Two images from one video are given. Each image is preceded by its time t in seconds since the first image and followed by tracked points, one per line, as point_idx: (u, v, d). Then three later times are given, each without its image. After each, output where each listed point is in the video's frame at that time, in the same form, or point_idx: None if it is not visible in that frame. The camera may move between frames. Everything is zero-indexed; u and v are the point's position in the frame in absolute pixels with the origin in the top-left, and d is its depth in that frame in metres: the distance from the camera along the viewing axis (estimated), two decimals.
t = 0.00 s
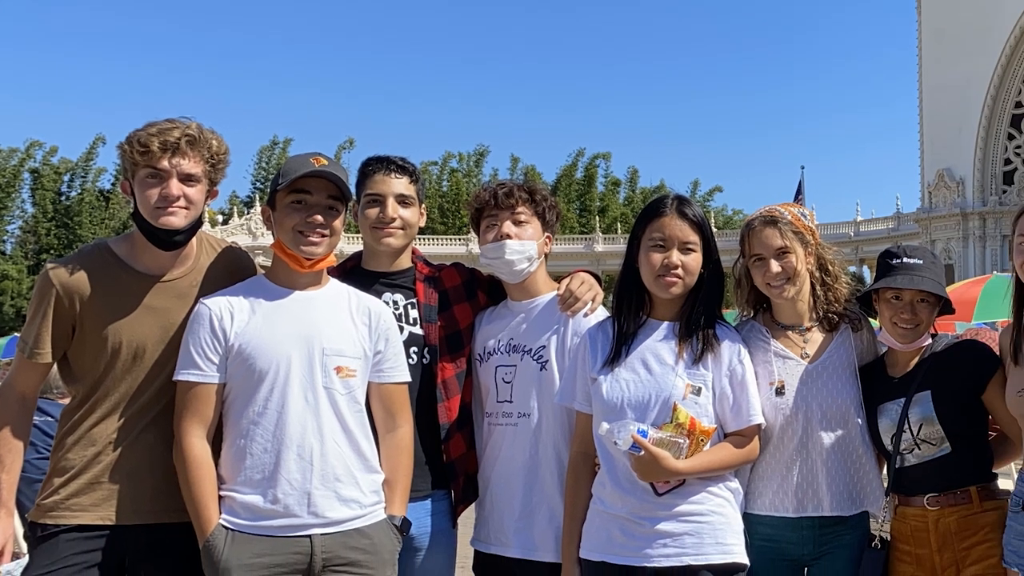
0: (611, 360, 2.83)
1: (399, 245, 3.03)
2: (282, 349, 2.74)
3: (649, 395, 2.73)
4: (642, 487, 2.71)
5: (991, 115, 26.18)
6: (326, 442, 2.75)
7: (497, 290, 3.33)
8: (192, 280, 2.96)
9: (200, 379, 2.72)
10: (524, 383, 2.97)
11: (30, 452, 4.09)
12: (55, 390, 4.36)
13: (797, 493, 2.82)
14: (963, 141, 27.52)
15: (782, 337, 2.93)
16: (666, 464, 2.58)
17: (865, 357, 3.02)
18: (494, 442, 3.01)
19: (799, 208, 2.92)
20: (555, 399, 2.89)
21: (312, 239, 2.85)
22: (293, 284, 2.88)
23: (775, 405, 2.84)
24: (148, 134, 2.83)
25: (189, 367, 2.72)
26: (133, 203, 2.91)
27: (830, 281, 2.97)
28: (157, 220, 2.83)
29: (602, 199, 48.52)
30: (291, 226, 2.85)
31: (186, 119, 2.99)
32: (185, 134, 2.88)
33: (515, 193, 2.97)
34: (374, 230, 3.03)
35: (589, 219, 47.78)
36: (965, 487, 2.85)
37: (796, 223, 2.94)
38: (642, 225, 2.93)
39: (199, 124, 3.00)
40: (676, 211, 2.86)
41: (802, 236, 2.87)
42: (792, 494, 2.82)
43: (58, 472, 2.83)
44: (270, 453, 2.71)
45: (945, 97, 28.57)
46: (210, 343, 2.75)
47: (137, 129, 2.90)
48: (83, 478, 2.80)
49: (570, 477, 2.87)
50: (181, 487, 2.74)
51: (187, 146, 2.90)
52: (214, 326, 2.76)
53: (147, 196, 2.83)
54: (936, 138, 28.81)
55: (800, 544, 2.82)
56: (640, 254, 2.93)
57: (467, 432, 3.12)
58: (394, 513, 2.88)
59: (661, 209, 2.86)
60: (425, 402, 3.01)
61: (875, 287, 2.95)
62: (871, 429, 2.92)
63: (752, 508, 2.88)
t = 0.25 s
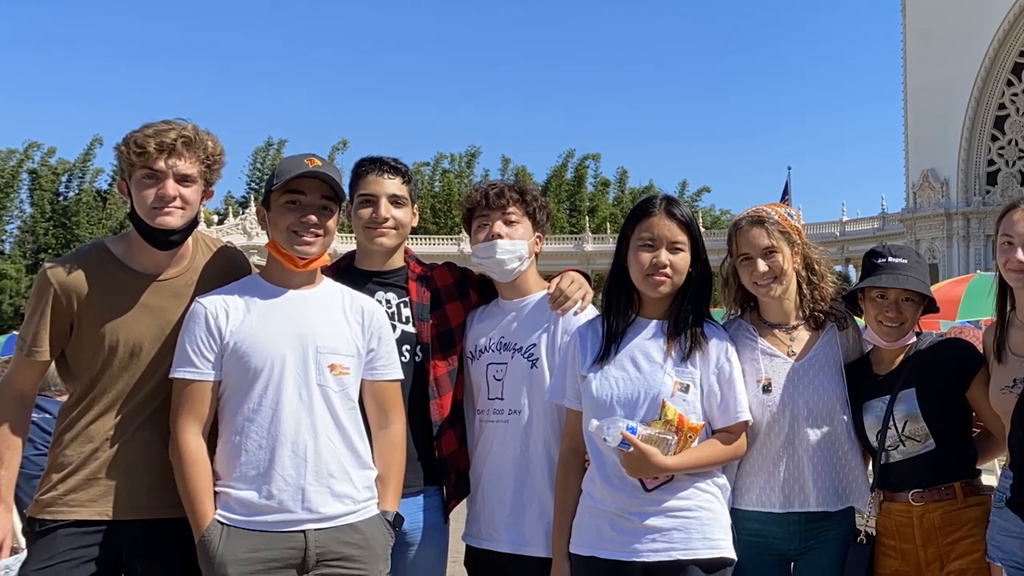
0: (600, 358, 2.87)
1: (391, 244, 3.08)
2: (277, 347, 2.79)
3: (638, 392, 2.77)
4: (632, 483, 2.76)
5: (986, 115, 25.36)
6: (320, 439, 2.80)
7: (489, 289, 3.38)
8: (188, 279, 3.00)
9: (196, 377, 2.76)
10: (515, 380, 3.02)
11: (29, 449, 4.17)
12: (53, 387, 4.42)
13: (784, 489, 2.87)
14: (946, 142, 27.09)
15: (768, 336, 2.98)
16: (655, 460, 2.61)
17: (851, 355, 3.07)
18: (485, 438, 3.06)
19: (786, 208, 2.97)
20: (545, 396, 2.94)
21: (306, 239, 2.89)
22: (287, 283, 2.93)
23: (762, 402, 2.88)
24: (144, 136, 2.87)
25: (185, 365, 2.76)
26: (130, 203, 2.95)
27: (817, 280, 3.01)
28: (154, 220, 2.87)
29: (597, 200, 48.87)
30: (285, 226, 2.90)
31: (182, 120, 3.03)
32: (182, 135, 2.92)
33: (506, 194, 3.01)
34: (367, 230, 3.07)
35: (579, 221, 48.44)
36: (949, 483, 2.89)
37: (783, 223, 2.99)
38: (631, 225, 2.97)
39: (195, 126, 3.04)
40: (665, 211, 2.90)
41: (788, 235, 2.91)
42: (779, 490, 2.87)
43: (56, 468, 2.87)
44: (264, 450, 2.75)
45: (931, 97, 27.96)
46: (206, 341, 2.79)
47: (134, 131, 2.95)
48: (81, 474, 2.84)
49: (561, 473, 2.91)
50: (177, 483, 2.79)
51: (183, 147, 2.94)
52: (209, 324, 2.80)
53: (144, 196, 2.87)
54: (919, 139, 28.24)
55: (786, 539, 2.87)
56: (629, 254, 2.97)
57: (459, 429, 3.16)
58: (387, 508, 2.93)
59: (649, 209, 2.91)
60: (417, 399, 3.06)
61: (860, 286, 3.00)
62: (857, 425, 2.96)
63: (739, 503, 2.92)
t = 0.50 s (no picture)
0: (590, 356, 2.92)
1: (384, 244, 3.12)
2: (272, 345, 2.83)
3: (627, 390, 2.82)
4: (621, 479, 2.80)
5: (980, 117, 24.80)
6: (314, 435, 2.84)
7: (480, 288, 3.43)
8: (184, 278, 3.05)
9: (191, 374, 2.81)
10: (506, 378, 3.07)
11: (27, 445, 4.26)
12: (51, 384, 4.48)
13: (771, 485, 2.91)
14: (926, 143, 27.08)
15: (755, 334, 3.02)
16: (643, 456, 2.66)
17: (836, 353, 3.12)
18: (477, 435, 3.10)
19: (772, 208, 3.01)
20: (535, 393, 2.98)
21: (300, 238, 2.93)
22: (281, 281, 2.97)
23: (749, 399, 2.93)
24: (141, 137, 2.92)
25: (181, 363, 2.81)
26: (127, 203, 3.00)
27: (803, 279, 3.06)
28: (150, 220, 2.91)
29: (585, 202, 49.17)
30: (280, 226, 2.94)
31: (178, 122, 3.08)
32: (178, 137, 2.97)
33: (497, 194, 3.06)
34: (361, 229, 3.12)
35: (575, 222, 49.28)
36: (934, 479, 2.94)
37: (769, 223, 3.04)
38: (620, 225, 3.02)
39: (190, 127, 3.09)
40: (654, 211, 2.94)
41: (775, 235, 2.96)
42: (765, 485, 2.91)
43: (54, 465, 2.92)
44: (259, 446, 2.80)
45: (909, 98, 27.99)
46: (201, 339, 2.84)
47: (131, 132, 2.99)
48: (78, 470, 2.89)
49: (551, 470, 2.96)
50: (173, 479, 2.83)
51: (179, 148, 2.99)
52: (205, 322, 2.85)
53: (141, 197, 2.91)
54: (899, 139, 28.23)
55: (773, 534, 2.91)
56: (618, 253, 3.01)
57: (451, 426, 3.21)
58: (380, 504, 2.97)
59: (638, 209, 2.95)
60: (409, 396, 3.10)
61: (846, 285, 3.04)
62: (842, 422, 3.01)
63: (727, 499, 2.97)
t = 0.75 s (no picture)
0: (579, 354, 2.96)
1: (377, 243, 3.17)
2: (266, 343, 2.88)
3: (616, 387, 2.86)
4: (610, 475, 2.85)
5: (940, 118, 24.46)
6: (308, 432, 2.89)
7: (471, 286, 3.48)
8: (180, 277, 3.10)
9: (187, 371, 2.85)
10: (497, 375, 3.11)
11: (25, 441, 4.31)
12: (50, 381, 4.54)
13: (757, 480, 2.96)
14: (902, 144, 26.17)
15: (742, 332, 3.07)
16: (631, 453, 2.71)
17: (822, 352, 3.17)
18: (468, 432, 3.15)
19: (759, 208, 3.06)
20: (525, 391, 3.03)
21: (294, 238, 2.98)
22: (275, 280, 3.02)
23: (736, 396, 2.97)
24: (137, 138, 2.96)
25: (176, 360, 2.85)
26: (124, 204, 3.04)
27: (789, 278, 3.10)
28: (146, 220, 2.96)
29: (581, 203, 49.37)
30: (274, 226, 2.99)
31: (174, 123, 3.12)
32: (173, 138, 3.02)
33: (488, 195, 3.11)
34: (354, 229, 3.17)
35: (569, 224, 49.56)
36: (917, 475, 2.99)
37: (756, 223, 3.08)
38: (609, 225, 3.06)
39: (186, 129, 3.13)
40: (642, 211, 2.99)
41: (761, 235, 3.00)
42: (752, 481, 2.96)
43: (52, 461, 2.96)
44: (254, 442, 2.84)
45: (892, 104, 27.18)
46: (197, 337, 2.88)
47: (128, 133, 3.04)
48: (76, 466, 2.93)
49: (541, 466, 3.01)
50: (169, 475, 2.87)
51: (175, 149, 3.04)
52: (201, 321, 2.89)
53: (137, 197, 2.96)
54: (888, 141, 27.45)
55: (760, 529, 2.96)
56: (607, 253, 3.06)
57: (443, 422, 3.26)
58: (373, 499, 3.02)
59: (627, 209, 3.00)
60: (402, 394, 3.15)
61: (831, 284, 3.09)
62: (828, 419, 3.06)
63: (714, 494, 3.02)
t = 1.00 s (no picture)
0: (569, 351, 3.01)
1: (370, 243, 3.22)
2: (260, 341, 2.92)
3: (605, 384, 2.91)
4: (599, 471, 2.90)
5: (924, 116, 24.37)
6: (302, 429, 2.94)
7: (462, 285, 3.53)
8: (176, 276, 3.14)
9: (182, 369, 2.90)
10: (487, 373, 3.16)
11: (24, 438, 4.40)
12: (48, 378, 4.60)
13: (744, 476, 3.01)
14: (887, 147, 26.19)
15: (729, 330, 3.12)
16: (620, 449, 2.75)
17: (808, 350, 3.22)
18: (459, 428, 3.20)
19: (746, 208, 3.11)
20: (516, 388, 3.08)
21: (288, 238, 3.03)
22: (270, 279, 3.07)
23: (723, 393, 3.02)
24: (134, 139, 3.01)
25: (172, 358, 2.89)
26: (120, 204, 3.09)
27: (775, 277, 3.15)
28: (143, 220, 3.01)
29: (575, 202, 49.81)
30: (268, 226, 3.03)
31: (170, 125, 3.17)
32: (169, 139, 3.07)
33: (478, 195, 3.16)
34: (347, 229, 3.21)
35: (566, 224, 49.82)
36: (901, 471, 3.04)
37: (743, 223, 3.13)
38: (598, 224, 3.10)
39: (182, 130, 3.18)
40: (631, 211, 3.04)
41: (748, 235, 3.05)
42: (739, 477, 3.01)
43: (49, 457, 3.01)
44: (248, 439, 2.89)
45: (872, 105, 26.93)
46: (192, 335, 2.93)
47: (124, 135, 3.09)
48: (73, 462, 2.98)
49: (531, 462, 3.05)
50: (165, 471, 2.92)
51: (171, 150, 3.08)
52: (196, 319, 2.94)
53: (134, 197, 3.01)
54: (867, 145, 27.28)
55: (746, 524, 3.00)
56: (596, 252, 3.10)
57: (434, 419, 3.31)
58: (366, 495, 3.07)
59: (616, 209, 3.04)
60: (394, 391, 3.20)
61: (817, 283, 3.14)
62: (813, 416, 3.11)
63: (701, 490, 3.06)
